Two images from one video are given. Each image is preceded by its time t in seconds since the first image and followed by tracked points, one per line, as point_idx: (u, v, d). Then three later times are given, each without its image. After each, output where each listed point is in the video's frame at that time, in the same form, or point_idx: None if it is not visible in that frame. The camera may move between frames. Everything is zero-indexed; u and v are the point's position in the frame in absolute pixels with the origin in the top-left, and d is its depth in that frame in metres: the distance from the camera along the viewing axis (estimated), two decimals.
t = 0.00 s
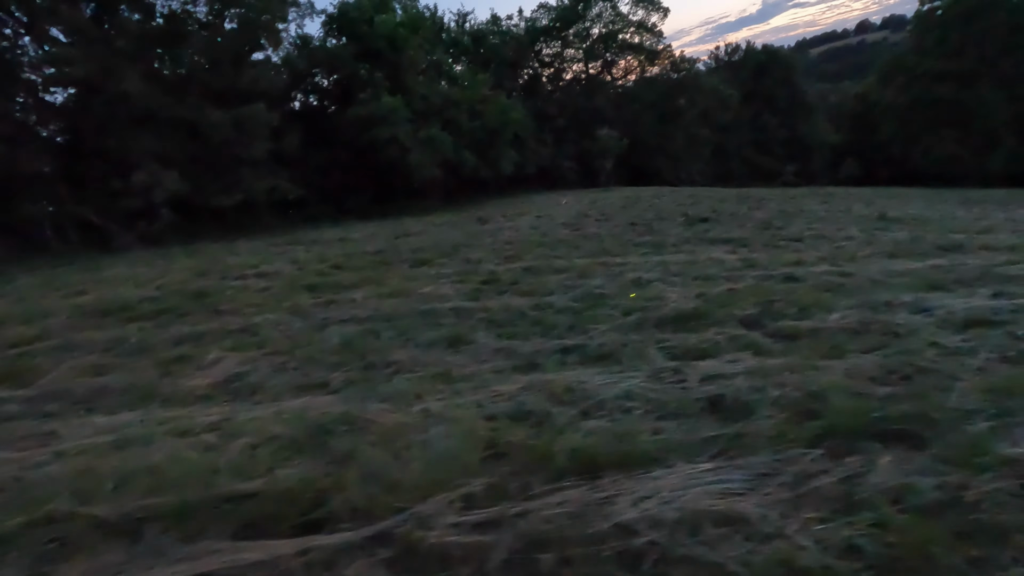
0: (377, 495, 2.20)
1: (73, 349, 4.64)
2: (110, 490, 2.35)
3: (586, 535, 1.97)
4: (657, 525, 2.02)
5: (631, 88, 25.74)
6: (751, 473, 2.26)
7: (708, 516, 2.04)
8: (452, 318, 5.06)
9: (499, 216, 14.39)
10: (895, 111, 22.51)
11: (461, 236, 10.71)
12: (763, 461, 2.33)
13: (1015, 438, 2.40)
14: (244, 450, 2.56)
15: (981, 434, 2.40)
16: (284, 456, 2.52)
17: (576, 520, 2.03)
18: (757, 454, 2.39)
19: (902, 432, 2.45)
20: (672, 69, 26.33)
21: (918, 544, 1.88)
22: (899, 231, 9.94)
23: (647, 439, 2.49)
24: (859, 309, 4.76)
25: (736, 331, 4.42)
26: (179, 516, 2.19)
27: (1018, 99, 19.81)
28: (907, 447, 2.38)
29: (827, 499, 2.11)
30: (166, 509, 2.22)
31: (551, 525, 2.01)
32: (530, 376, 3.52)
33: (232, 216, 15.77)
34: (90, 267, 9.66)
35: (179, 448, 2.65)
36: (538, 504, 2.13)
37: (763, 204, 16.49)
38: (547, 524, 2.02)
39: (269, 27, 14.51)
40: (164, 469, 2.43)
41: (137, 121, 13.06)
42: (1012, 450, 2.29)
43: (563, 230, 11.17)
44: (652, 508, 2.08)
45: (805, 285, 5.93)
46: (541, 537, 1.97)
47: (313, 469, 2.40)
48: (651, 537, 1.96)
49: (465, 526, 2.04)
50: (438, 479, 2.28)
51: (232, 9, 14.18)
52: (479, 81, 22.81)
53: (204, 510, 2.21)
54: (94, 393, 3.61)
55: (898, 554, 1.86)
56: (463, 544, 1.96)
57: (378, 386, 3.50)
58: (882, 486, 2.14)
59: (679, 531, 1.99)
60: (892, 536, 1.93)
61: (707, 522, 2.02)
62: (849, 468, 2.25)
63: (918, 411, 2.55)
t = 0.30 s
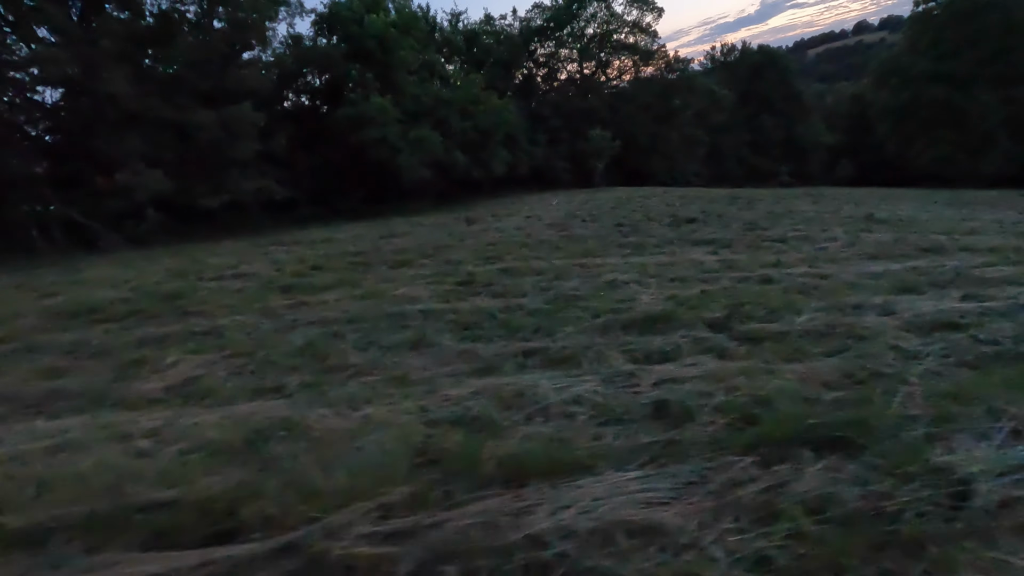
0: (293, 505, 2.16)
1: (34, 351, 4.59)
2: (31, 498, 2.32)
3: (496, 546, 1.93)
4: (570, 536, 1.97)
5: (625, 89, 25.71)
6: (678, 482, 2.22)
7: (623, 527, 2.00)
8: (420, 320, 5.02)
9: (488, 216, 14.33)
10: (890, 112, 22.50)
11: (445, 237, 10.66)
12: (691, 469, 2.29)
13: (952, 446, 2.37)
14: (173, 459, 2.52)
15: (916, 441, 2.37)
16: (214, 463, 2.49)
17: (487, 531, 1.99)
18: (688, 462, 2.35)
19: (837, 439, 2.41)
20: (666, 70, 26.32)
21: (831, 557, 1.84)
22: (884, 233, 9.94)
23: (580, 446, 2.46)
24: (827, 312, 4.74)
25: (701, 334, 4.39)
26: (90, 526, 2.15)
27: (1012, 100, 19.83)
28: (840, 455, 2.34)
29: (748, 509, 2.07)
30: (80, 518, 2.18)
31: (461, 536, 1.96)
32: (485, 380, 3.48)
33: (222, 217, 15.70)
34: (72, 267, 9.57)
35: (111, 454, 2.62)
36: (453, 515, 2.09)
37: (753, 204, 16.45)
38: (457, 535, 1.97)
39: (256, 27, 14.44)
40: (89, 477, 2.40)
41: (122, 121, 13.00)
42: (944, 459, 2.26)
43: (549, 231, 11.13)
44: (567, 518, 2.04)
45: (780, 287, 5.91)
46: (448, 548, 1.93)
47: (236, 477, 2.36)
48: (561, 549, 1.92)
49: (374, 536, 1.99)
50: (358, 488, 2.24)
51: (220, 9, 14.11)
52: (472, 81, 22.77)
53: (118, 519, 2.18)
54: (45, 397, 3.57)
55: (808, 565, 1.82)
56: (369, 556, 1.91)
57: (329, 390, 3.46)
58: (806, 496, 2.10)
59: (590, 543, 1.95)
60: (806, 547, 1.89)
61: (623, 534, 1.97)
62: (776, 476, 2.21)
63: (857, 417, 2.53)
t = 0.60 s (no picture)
0: (201, 516, 2.13)
1: None
2: None
3: (395, 560, 1.90)
4: (474, 548, 1.94)
5: (619, 88, 25.65)
6: (598, 491, 2.19)
7: (530, 540, 1.97)
8: (386, 322, 4.98)
9: (477, 216, 14.28)
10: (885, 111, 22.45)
11: (430, 237, 10.60)
12: (615, 478, 2.26)
13: (883, 454, 2.35)
14: (99, 467, 2.50)
15: (846, 449, 2.35)
16: (138, 472, 2.46)
17: (390, 543, 1.96)
18: (613, 470, 2.32)
19: (768, 447, 2.38)
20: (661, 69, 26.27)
21: (735, 570, 1.82)
22: (870, 232, 9.89)
23: (508, 453, 2.42)
24: (795, 314, 4.70)
25: (665, 336, 4.35)
26: None
27: (1006, 100, 19.79)
28: (769, 463, 2.32)
29: (662, 520, 2.03)
30: None
31: (361, 549, 1.93)
32: (437, 384, 3.44)
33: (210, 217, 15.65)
34: (54, 268, 9.51)
35: (40, 462, 2.60)
36: (362, 526, 2.06)
37: (745, 204, 16.42)
38: (360, 548, 1.94)
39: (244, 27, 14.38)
40: (9, 486, 2.38)
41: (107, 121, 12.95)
42: (871, 467, 2.24)
43: (534, 231, 11.09)
44: (475, 529, 2.00)
45: (755, 288, 5.87)
46: (347, 562, 1.90)
47: (155, 486, 2.33)
48: (461, 562, 1.89)
49: (274, 550, 1.96)
50: (273, 498, 2.22)
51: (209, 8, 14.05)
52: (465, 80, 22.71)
53: (28, 529, 2.15)
54: None
55: None
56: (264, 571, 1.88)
57: (279, 394, 3.42)
58: (724, 506, 2.07)
59: (492, 556, 1.92)
60: (709, 561, 1.86)
61: (528, 548, 1.94)
62: (698, 486, 2.18)
63: (792, 423, 2.50)
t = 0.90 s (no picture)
0: (103, 528, 2.11)
1: None
2: None
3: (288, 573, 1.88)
4: (371, 561, 1.92)
5: (612, 88, 25.60)
6: (513, 500, 2.16)
7: (430, 553, 1.93)
8: (350, 324, 4.94)
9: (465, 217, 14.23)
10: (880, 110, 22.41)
11: (412, 237, 10.55)
12: (530, 486, 2.23)
13: (809, 461, 2.33)
14: (22, 475, 2.48)
15: (771, 457, 2.32)
16: (58, 480, 2.43)
17: (287, 556, 1.94)
18: (532, 478, 2.28)
19: (693, 453, 2.36)
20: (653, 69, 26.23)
21: None
22: (853, 232, 9.86)
23: (433, 461, 2.39)
24: (760, 315, 4.66)
25: (625, 338, 4.32)
26: None
27: (1000, 99, 19.77)
28: (693, 470, 2.29)
29: (567, 530, 2.01)
30: None
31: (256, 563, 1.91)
32: (386, 388, 3.40)
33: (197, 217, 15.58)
34: (33, 269, 9.44)
35: None
36: (261, 538, 2.03)
37: (734, 203, 16.40)
38: (252, 562, 1.92)
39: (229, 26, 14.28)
40: None
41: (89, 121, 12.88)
42: (791, 474, 2.22)
43: (518, 232, 11.05)
44: (374, 541, 1.97)
45: (725, 288, 5.84)
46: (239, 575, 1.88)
47: (69, 495, 2.31)
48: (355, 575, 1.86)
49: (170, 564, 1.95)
50: (182, 508, 2.19)
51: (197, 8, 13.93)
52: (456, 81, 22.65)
53: None
54: None
55: None
56: None
57: (225, 398, 3.39)
58: (632, 515, 2.04)
59: (389, 568, 1.89)
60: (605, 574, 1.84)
61: (427, 560, 1.91)
62: (613, 494, 2.16)
63: (723, 428, 2.48)
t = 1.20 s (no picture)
0: (6, 537, 2.10)
1: None
2: None
3: None
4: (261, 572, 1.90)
5: (605, 90, 25.60)
6: (422, 510, 2.13)
7: (322, 565, 1.91)
8: (313, 328, 4.91)
9: (453, 219, 14.20)
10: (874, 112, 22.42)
11: (396, 240, 10.51)
12: (442, 496, 2.20)
13: (730, 470, 2.32)
14: None
15: (689, 466, 2.30)
16: None
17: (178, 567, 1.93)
18: (446, 487, 2.26)
19: (614, 461, 2.34)
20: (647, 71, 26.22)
21: None
22: (837, 235, 9.84)
23: (354, 468, 2.37)
24: (724, 319, 4.64)
25: (585, 342, 4.30)
26: None
27: (993, 101, 19.78)
28: (611, 479, 2.27)
29: (466, 540, 1.98)
30: None
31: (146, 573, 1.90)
32: (333, 394, 3.37)
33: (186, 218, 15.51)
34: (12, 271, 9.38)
35: None
36: (154, 550, 2.02)
37: (724, 206, 16.39)
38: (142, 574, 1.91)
39: (217, 28, 14.24)
40: None
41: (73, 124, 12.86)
42: (706, 484, 2.20)
43: (502, 234, 11.03)
44: (269, 552, 1.95)
45: (696, 291, 5.80)
46: None
47: None
48: None
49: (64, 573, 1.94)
50: (88, 517, 2.18)
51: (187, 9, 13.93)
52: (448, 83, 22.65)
53: None
54: None
55: None
56: None
57: (169, 403, 3.36)
58: (533, 526, 2.02)
59: None
60: None
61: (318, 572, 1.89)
62: (521, 503, 2.14)
63: (649, 436, 2.46)
